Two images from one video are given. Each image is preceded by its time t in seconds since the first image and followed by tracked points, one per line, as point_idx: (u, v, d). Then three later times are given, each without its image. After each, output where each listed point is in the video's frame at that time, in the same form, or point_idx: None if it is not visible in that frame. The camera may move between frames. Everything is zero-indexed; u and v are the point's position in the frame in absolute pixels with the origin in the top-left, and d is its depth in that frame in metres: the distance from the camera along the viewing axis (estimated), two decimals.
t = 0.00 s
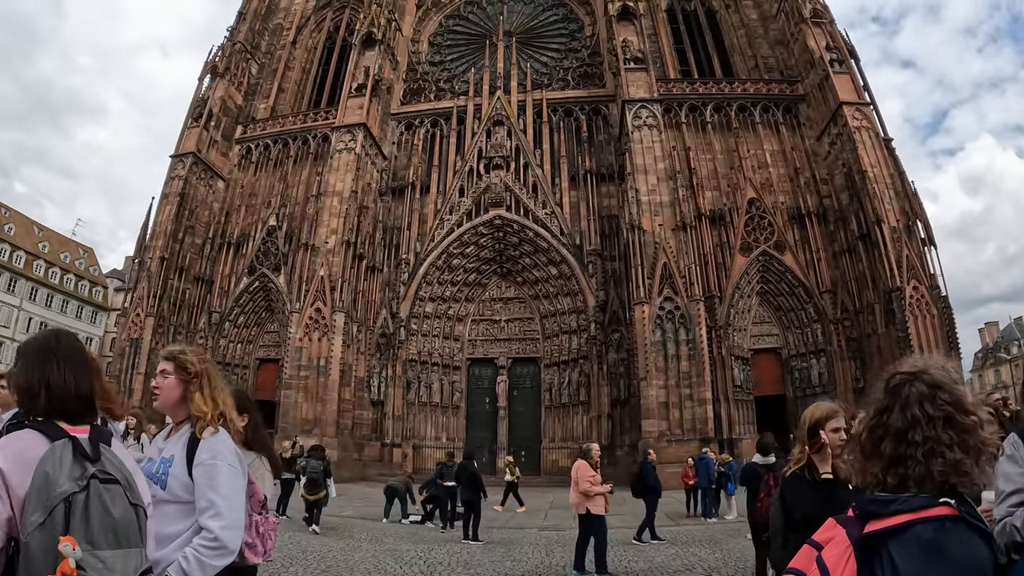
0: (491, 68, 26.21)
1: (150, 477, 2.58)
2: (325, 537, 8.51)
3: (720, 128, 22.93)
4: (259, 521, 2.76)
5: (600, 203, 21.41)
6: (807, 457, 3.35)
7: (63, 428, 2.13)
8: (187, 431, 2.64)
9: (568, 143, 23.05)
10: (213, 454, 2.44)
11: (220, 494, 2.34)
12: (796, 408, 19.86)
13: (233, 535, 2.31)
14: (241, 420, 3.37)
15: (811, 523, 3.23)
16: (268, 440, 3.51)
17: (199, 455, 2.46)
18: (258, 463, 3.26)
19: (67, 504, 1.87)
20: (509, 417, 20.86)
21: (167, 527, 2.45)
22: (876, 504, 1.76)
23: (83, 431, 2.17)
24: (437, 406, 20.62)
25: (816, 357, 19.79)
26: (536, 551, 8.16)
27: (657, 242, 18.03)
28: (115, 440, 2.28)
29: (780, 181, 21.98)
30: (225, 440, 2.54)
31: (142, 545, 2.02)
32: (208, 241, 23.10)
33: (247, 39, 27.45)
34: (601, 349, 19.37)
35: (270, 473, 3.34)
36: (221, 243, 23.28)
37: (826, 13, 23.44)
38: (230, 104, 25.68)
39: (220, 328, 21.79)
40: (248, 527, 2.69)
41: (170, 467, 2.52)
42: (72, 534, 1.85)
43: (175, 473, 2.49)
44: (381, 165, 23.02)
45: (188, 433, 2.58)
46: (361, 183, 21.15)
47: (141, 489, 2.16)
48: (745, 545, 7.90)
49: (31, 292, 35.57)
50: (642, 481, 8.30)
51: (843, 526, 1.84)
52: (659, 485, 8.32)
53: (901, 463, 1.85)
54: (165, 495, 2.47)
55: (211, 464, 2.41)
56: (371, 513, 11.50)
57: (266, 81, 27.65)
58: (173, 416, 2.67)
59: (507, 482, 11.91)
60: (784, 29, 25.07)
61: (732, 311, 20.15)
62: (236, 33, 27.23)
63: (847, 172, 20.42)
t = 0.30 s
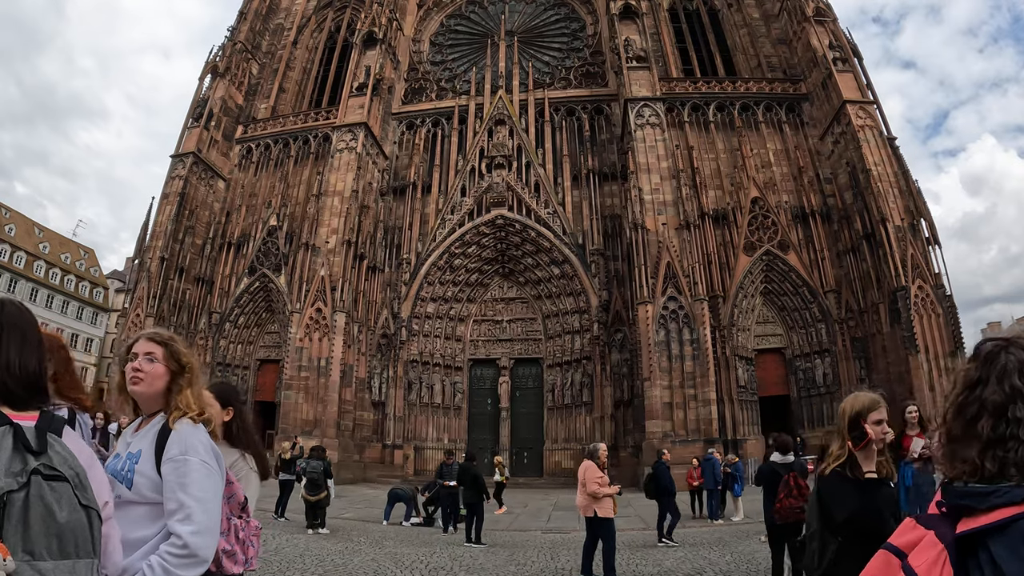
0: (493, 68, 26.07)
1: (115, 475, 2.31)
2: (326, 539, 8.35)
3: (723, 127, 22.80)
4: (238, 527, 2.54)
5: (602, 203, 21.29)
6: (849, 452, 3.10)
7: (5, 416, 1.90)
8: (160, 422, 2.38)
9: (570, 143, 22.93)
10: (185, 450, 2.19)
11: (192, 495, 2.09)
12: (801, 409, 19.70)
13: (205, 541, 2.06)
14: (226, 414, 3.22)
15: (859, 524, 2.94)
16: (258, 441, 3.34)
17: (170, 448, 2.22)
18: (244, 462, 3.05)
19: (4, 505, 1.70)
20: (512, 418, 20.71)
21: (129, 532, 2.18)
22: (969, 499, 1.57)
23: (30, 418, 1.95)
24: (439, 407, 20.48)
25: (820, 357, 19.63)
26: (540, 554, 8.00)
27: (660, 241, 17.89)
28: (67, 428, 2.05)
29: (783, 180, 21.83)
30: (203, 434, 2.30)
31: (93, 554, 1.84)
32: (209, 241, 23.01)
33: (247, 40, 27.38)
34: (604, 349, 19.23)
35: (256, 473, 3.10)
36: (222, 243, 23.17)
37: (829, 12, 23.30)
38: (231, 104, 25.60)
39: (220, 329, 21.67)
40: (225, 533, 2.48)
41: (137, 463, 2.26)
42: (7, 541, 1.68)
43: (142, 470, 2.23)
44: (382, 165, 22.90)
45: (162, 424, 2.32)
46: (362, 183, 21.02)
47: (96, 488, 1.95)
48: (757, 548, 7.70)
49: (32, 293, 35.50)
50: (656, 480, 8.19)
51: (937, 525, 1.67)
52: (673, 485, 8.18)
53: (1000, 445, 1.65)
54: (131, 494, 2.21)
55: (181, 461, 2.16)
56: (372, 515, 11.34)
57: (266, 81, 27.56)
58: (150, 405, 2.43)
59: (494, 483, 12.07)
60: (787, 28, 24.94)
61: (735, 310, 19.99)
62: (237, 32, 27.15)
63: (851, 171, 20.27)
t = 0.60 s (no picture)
0: (494, 67, 25.95)
1: (68, 492, 1.91)
2: (325, 544, 8.17)
3: (725, 126, 22.66)
4: (212, 547, 2.24)
5: (604, 203, 21.17)
6: (895, 458, 2.66)
7: None
8: (122, 429, 2.01)
9: (571, 143, 22.80)
10: (151, 464, 1.81)
11: (160, 516, 1.73)
12: (804, 411, 19.55)
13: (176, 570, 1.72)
14: (204, 420, 3.03)
15: (901, 541, 2.53)
16: (238, 448, 3.19)
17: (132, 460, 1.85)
18: (222, 474, 2.90)
19: None
20: (513, 420, 20.56)
21: (83, 558, 1.78)
22: None
23: None
24: (440, 408, 20.34)
25: (824, 359, 19.47)
26: (544, 560, 7.83)
27: (663, 241, 17.73)
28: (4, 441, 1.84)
29: (786, 180, 21.69)
30: (170, 443, 1.94)
31: None
32: (209, 242, 22.89)
33: (247, 40, 27.28)
34: (607, 350, 19.09)
35: (235, 486, 2.97)
36: (222, 244, 23.05)
37: (831, 11, 23.15)
38: (231, 104, 25.48)
39: (219, 330, 21.55)
40: (199, 555, 2.18)
41: (94, 480, 1.87)
42: None
43: (101, 487, 1.84)
44: (383, 165, 22.76)
45: (123, 432, 1.97)
46: (362, 183, 20.88)
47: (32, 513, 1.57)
48: (766, 554, 7.49)
49: (32, 294, 35.45)
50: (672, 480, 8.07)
51: None
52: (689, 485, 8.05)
53: None
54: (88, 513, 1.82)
55: (147, 477, 1.79)
56: (372, 519, 11.19)
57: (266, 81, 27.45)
58: (109, 410, 2.07)
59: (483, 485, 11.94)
60: (789, 28, 24.80)
61: (738, 311, 19.84)
62: (237, 32, 27.05)
63: (854, 170, 20.11)
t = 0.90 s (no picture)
0: (495, 67, 25.85)
1: (22, 491, 1.78)
2: (323, 546, 7.99)
3: (727, 126, 22.54)
4: (181, 550, 2.08)
5: (606, 203, 21.07)
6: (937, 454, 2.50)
7: None
8: (80, 421, 1.84)
9: (573, 143, 22.70)
10: (111, 458, 1.66)
11: (120, 516, 1.58)
12: (807, 411, 19.42)
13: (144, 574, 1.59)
14: (179, 414, 2.75)
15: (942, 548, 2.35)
16: (216, 443, 2.93)
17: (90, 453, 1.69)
18: (195, 474, 2.71)
19: None
20: (515, 421, 20.44)
21: (39, 563, 1.64)
22: None
23: None
24: (440, 409, 20.23)
25: (827, 359, 19.34)
26: (545, 563, 7.68)
27: (666, 241, 17.59)
28: None
29: (789, 180, 21.57)
30: (134, 435, 1.79)
31: None
32: (208, 242, 22.78)
33: (248, 39, 27.21)
34: (609, 351, 18.97)
35: (209, 487, 2.78)
36: (221, 244, 22.96)
37: (834, 10, 23.03)
38: (231, 104, 25.39)
39: (219, 330, 21.46)
40: (166, 559, 2.02)
41: (49, 477, 1.73)
42: None
43: (57, 485, 1.70)
44: (383, 165, 22.67)
45: (80, 425, 1.80)
46: (363, 182, 20.77)
47: None
48: (774, 556, 7.33)
49: (31, 295, 35.38)
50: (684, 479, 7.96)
51: None
52: (702, 486, 7.92)
53: None
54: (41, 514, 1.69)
55: (108, 472, 1.64)
56: (371, 521, 11.06)
57: (267, 81, 27.36)
58: (65, 401, 1.89)
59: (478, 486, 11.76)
60: (791, 27, 24.70)
61: (741, 312, 19.72)
62: (237, 32, 26.97)
63: (857, 170, 19.99)
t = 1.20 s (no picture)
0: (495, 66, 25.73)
1: None
2: (318, 548, 7.82)
3: (729, 125, 22.40)
4: (115, 554, 1.77)
5: (607, 202, 20.94)
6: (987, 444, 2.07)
7: None
8: None
9: (574, 142, 22.57)
10: (27, 440, 1.44)
11: (33, 505, 1.36)
12: (809, 412, 19.26)
13: None
14: (132, 403, 2.34)
15: (993, 556, 1.94)
16: (174, 440, 2.50)
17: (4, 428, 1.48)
18: (149, 471, 2.27)
19: None
20: (515, 422, 20.30)
21: None
22: None
23: None
24: (440, 410, 20.10)
25: (829, 360, 19.18)
26: (545, 567, 7.52)
27: (667, 240, 17.44)
28: None
29: (791, 179, 21.42)
30: (58, 415, 1.59)
31: None
32: (207, 241, 22.65)
33: (248, 38, 27.10)
34: (609, 351, 18.83)
35: (166, 488, 2.31)
36: (220, 243, 22.83)
37: (836, 9, 22.89)
38: (231, 103, 25.27)
39: (217, 330, 21.34)
40: (95, 563, 1.70)
41: None
42: None
43: None
44: (383, 164, 22.55)
45: None
46: (362, 181, 20.64)
47: None
48: (781, 560, 7.16)
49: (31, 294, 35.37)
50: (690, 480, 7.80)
51: None
52: (707, 487, 7.79)
53: None
54: None
55: (21, 456, 1.41)
56: (368, 522, 10.91)
57: (266, 80, 27.24)
58: None
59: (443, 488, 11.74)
60: (793, 26, 24.57)
61: (743, 312, 19.57)
62: (237, 31, 26.86)
63: (860, 169, 19.85)
